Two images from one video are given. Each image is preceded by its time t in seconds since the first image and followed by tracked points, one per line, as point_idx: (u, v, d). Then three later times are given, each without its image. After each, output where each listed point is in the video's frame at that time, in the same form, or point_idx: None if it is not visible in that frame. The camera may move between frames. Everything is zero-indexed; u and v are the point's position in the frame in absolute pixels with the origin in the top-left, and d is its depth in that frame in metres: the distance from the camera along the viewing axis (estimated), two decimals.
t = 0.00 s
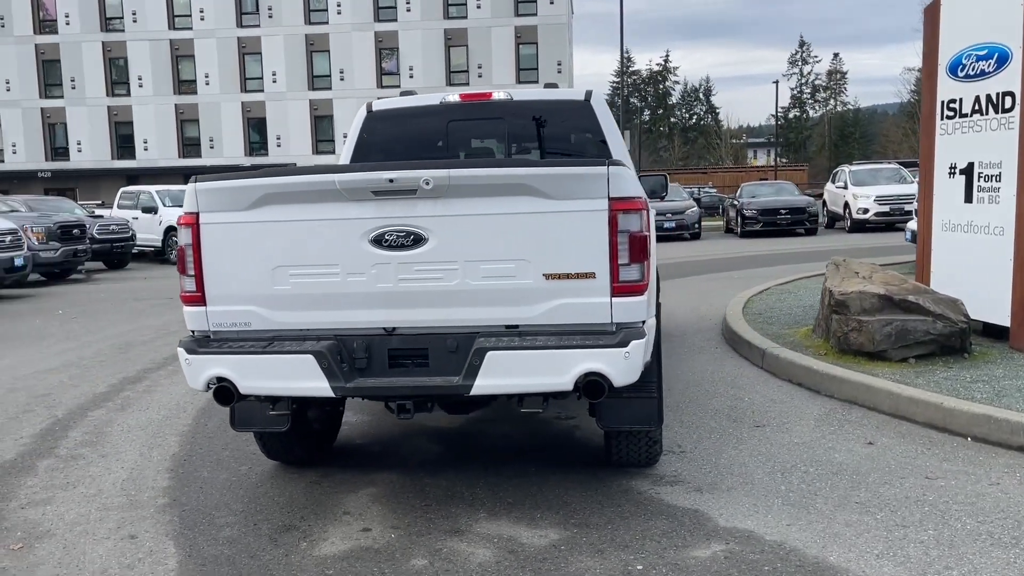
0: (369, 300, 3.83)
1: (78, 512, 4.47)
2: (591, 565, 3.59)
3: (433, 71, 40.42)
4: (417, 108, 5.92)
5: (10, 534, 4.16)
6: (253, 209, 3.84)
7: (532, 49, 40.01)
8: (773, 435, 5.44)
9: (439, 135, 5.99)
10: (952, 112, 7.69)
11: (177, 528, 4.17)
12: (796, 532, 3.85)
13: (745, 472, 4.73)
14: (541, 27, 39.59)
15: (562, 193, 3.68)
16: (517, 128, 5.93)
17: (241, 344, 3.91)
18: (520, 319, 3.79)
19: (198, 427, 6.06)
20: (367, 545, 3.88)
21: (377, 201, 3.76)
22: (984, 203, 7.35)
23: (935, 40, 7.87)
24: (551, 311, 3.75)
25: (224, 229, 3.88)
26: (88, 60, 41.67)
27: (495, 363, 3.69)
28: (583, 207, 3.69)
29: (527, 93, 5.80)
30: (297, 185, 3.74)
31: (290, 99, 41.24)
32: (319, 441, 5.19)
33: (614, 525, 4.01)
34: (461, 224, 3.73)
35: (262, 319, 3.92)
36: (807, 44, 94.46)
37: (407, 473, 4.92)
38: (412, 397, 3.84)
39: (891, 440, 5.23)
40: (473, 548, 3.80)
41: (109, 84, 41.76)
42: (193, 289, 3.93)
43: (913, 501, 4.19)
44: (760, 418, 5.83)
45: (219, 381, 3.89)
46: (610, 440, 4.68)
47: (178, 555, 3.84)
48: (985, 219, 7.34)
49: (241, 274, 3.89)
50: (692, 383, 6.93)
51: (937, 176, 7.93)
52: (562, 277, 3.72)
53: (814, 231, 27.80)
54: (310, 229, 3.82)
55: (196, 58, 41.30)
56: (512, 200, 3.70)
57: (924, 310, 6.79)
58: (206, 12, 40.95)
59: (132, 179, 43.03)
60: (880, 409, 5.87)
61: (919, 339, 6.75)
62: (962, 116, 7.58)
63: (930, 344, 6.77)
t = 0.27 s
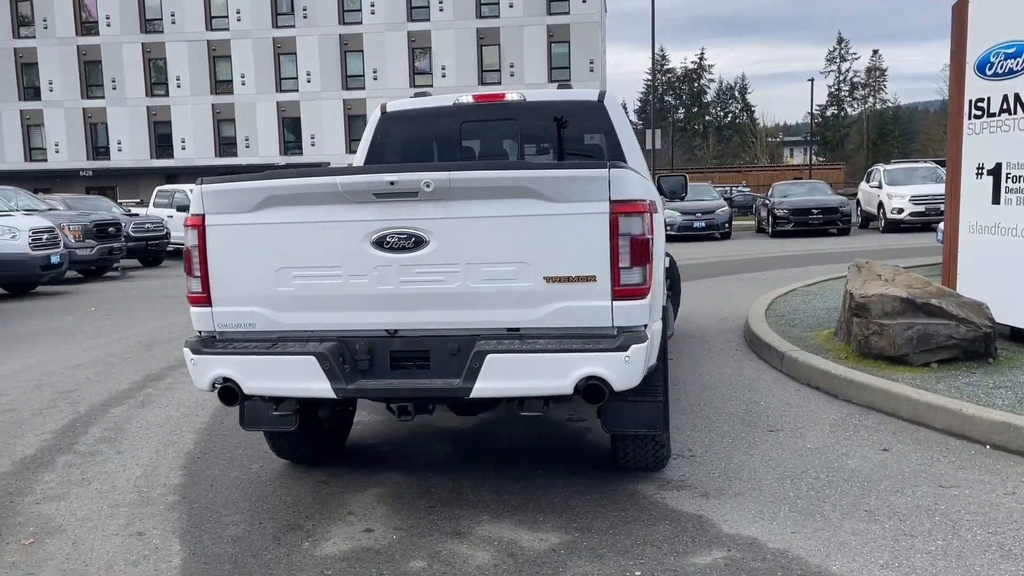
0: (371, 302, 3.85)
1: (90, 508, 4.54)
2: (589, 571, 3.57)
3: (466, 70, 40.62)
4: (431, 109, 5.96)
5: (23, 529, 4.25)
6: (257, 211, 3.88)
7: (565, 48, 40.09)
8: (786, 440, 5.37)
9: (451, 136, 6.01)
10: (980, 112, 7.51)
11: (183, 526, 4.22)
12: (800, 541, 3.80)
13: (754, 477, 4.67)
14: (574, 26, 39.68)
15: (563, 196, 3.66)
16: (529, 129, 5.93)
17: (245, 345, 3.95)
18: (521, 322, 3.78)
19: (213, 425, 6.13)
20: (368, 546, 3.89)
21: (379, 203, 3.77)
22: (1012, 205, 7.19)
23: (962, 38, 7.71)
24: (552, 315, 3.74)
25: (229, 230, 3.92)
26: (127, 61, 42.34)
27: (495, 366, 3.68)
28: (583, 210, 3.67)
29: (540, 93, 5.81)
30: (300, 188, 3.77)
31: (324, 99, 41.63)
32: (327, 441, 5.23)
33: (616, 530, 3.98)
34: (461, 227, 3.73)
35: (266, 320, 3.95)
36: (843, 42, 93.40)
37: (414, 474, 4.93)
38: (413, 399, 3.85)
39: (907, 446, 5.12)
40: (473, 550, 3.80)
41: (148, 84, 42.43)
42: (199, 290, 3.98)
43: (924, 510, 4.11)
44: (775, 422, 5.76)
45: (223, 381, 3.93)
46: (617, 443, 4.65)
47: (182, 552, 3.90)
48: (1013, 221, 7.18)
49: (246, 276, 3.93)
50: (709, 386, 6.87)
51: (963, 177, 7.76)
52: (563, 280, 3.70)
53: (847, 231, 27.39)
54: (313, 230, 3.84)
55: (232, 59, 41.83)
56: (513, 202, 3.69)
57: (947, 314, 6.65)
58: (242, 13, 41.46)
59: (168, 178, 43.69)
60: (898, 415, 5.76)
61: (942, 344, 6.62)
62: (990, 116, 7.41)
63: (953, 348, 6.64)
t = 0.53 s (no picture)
0: (373, 302, 3.85)
1: (101, 504, 4.60)
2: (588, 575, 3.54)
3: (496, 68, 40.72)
4: (444, 109, 5.97)
5: (34, 524, 4.32)
6: (261, 212, 3.90)
7: (595, 46, 40.10)
8: (799, 444, 5.29)
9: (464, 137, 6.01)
10: (1007, 111, 7.34)
11: (189, 523, 4.26)
12: (805, 548, 3.74)
13: (764, 482, 4.61)
14: (605, 24, 39.69)
15: (565, 198, 3.63)
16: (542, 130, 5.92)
17: (249, 345, 3.97)
18: (523, 324, 3.77)
19: (228, 423, 6.18)
20: (369, 546, 3.90)
21: (381, 204, 3.77)
22: None
23: (989, 35, 7.54)
24: (553, 317, 3.72)
25: (234, 231, 3.94)
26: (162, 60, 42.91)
27: (496, 367, 3.66)
28: (584, 212, 3.64)
29: (553, 93, 5.81)
30: (303, 188, 3.78)
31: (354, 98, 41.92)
32: (337, 440, 5.25)
33: (618, 535, 3.95)
34: (463, 228, 3.71)
35: (270, 319, 3.97)
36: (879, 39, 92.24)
37: (421, 474, 4.93)
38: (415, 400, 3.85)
39: (923, 453, 5.02)
40: (473, 553, 3.79)
41: (182, 84, 42.97)
42: (205, 289, 4.01)
43: (936, 518, 4.02)
44: (789, 426, 5.68)
45: (228, 380, 3.96)
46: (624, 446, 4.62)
47: (186, 549, 3.93)
48: None
49: (250, 276, 3.95)
50: (725, 388, 6.79)
51: (990, 177, 7.60)
52: (565, 282, 3.68)
53: (879, 231, 27.00)
54: (316, 231, 3.85)
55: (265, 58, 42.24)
56: (515, 204, 3.67)
57: (970, 317, 6.51)
58: (275, 13, 41.87)
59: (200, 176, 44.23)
60: (916, 420, 5.66)
61: (964, 348, 6.49)
62: (1018, 115, 7.24)
63: (976, 353, 6.51)
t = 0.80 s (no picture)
0: (369, 301, 3.87)
1: (107, 499, 4.67)
2: None
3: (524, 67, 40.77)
4: (452, 108, 5.98)
5: (40, 517, 4.39)
6: (259, 210, 3.93)
7: (624, 44, 40.03)
8: (806, 447, 5.23)
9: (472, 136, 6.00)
10: None
11: (190, 518, 4.31)
12: (801, 553, 3.70)
13: (765, 485, 4.57)
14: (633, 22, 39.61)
15: (558, 197, 3.62)
16: (548, 129, 5.90)
17: (247, 343, 4.00)
18: (517, 323, 3.76)
19: (237, 419, 6.25)
20: (365, 544, 3.92)
21: (376, 203, 3.78)
22: None
23: (1012, 33, 7.38)
24: (547, 317, 3.71)
25: (232, 229, 3.98)
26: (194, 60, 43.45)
27: (489, 367, 3.66)
28: (577, 211, 3.62)
29: (559, 92, 5.79)
30: (299, 188, 3.81)
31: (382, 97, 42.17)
32: (341, 438, 5.28)
33: (613, 536, 3.93)
34: (457, 227, 3.71)
35: (268, 318, 4.01)
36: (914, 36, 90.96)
37: (423, 472, 4.95)
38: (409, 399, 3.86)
39: (932, 457, 4.94)
40: (466, 552, 3.79)
41: (214, 83, 43.45)
42: (204, 287, 4.05)
43: (938, 523, 3.95)
44: (797, 428, 5.62)
45: (227, 377, 4.00)
46: (624, 447, 4.60)
47: (185, 544, 3.98)
48: None
49: (249, 275, 3.99)
50: (736, 390, 6.74)
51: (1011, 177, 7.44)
52: (557, 282, 3.67)
53: (908, 231, 26.62)
54: (312, 230, 3.87)
55: (295, 57, 42.60)
56: (509, 203, 3.67)
57: (987, 319, 6.39)
58: (305, 13, 42.21)
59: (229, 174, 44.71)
60: (927, 424, 5.56)
61: (980, 351, 6.38)
62: None
63: (992, 356, 6.39)
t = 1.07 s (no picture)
0: (358, 303, 3.90)
1: (107, 495, 4.75)
2: None
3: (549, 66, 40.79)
4: (454, 110, 6.02)
5: (42, 512, 4.48)
6: (252, 213, 3.98)
7: (649, 43, 39.96)
8: (805, 451, 5.19)
9: (474, 138, 6.04)
10: None
11: (187, 516, 4.38)
12: (787, 558, 3.67)
13: (760, 489, 4.54)
14: (659, 21, 39.52)
15: (543, 201, 3.63)
16: (549, 132, 5.92)
17: (240, 344, 4.06)
18: (505, 326, 3.78)
19: (243, 418, 6.32)
20: (354, 543, 3.96)
21: (365, 206, 3.81)
22: None
23: None
24: (533, 320, 3.72)
25: (225, 232, 4.03)
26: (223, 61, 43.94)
27: (475, 370, 3.68)
28: (562, 215, 3.63)
29: (561, 94, 5.80)
30: (290, 191, 3.85)
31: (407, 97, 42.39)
32: (341, 438, 5.33)
33: (601, 539, 3.93)
34: (444, 231, 3.73)
35: (261, 319, 4.06)
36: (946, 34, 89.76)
37: (420, 472, 4.98)
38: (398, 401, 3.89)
39: (932, 463, 4.88)
40: (452, 553, 3.82)
41: (243, 84, 43.89)
42: (199, 289, 4.11)
43: (930, 530, 3.91)
44: (798, 432, 5.58)
45: (220, 378, 4.05)
46: (617, 450, 4.59)
47: (179, 541, 4.04)
48: None
49: (242, 276, 4.04)
50: (741, 393, 6.70)
51: None
52: (543, 285, 3.68)
53: (935, 231, 26.25)
54: (303, 233, 3.91)
55: (322, 58, 42.92)
56: (495, 207, 3.68)
57: (997, 323, 6.29)
58: (332, 13, 42.52)
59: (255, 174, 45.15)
60: (931, 429, 5.49)
61: (989, 355, 6.30)
62: None
63: (1001, 360, 6.30)
